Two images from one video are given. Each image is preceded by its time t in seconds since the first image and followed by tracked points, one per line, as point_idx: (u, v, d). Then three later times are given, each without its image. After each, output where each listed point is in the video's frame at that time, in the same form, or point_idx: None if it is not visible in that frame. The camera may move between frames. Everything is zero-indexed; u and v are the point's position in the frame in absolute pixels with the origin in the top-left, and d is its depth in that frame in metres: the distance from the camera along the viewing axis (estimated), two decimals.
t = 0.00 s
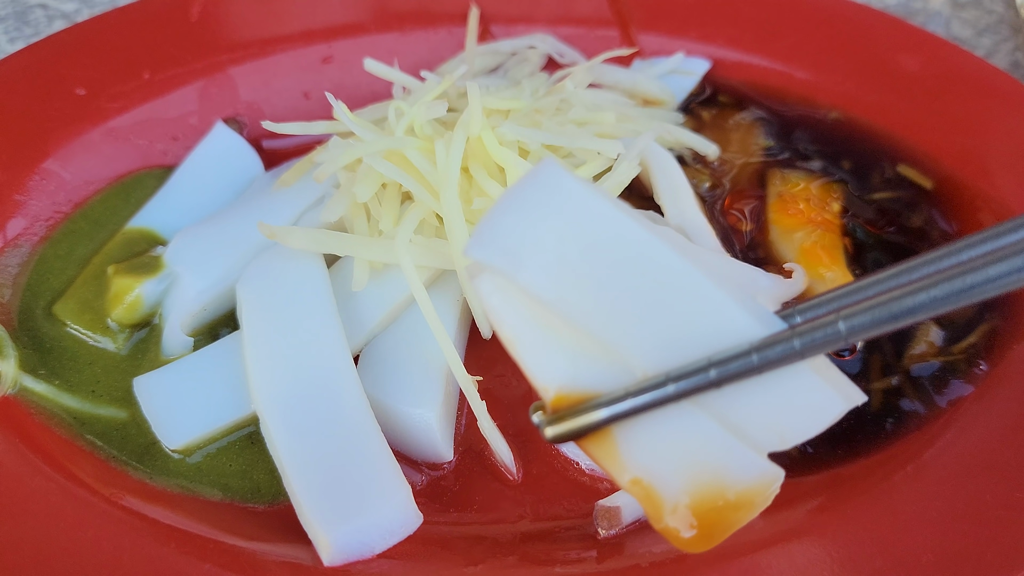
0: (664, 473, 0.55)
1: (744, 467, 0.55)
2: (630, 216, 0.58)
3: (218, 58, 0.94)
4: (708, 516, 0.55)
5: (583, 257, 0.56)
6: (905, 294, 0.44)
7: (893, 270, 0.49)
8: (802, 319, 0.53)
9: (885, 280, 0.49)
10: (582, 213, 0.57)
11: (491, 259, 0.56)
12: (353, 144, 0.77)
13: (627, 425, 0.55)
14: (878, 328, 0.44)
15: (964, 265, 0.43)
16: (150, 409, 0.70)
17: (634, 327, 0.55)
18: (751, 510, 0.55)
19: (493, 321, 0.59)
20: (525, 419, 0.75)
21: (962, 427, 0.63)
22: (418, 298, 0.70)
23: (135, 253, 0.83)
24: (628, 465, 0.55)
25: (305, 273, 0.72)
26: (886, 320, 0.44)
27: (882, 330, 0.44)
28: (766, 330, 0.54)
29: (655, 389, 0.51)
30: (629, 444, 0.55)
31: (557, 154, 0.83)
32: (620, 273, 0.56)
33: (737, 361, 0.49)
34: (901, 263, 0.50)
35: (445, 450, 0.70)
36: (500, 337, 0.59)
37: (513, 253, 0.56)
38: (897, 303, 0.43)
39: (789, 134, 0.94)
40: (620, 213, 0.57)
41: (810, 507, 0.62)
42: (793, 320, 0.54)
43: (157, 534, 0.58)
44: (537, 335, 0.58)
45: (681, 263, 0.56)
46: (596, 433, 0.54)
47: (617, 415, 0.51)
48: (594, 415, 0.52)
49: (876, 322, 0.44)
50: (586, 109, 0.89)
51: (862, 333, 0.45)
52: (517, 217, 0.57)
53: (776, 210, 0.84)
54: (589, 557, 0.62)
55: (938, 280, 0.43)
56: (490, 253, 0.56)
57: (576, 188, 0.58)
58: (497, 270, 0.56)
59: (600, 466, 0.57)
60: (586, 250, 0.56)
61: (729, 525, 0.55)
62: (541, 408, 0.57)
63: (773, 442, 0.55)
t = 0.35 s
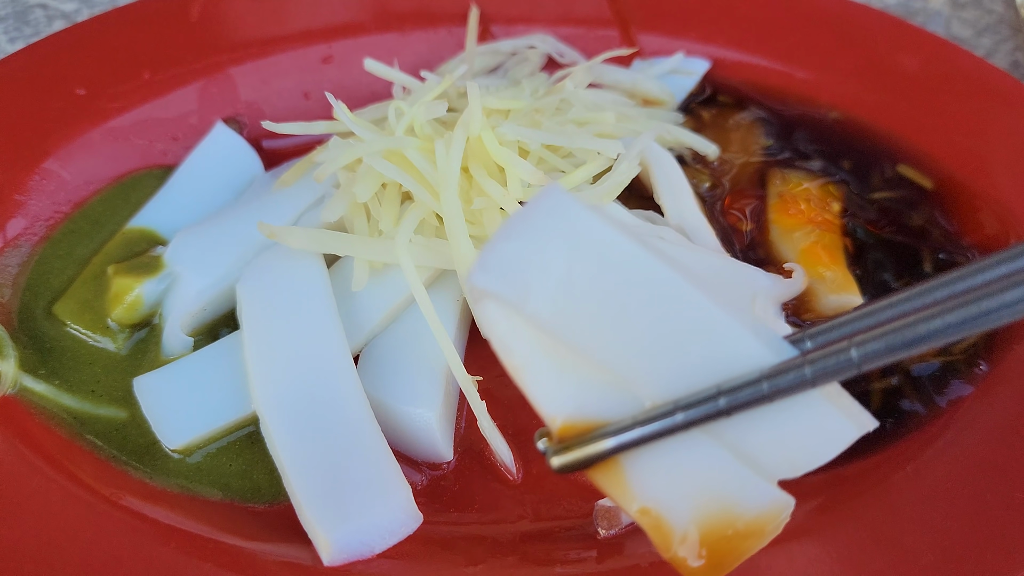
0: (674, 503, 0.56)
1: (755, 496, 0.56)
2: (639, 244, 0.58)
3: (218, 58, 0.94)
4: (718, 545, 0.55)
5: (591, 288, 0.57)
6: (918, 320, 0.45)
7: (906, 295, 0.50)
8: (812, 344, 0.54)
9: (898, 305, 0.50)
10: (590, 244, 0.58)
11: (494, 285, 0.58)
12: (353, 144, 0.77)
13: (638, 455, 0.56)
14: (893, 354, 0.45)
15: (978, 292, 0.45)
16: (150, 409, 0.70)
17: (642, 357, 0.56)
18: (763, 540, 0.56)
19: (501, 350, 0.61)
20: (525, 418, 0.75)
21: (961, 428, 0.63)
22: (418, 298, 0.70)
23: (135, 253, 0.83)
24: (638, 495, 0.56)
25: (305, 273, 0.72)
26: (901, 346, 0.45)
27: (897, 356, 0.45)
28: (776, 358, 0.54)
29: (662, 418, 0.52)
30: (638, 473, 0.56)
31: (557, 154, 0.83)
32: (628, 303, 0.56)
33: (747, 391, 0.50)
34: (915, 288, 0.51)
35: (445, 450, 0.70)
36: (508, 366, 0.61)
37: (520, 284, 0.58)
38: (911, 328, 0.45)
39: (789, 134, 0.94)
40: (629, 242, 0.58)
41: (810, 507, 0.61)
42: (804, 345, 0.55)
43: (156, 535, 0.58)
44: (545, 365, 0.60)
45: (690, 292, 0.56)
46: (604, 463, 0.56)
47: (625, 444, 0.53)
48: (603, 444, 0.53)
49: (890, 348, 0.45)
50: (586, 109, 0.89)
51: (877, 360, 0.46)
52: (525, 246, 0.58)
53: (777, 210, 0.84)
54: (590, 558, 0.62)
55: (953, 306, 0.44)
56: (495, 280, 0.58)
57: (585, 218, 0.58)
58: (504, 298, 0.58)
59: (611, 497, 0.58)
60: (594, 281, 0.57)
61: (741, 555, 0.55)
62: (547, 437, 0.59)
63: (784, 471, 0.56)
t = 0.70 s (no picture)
0: (658, 519, 0.55)
1: (738, 511, 0.56)
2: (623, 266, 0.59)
3: (218, 59, 0.94)
4: (701, 561, 0.56)
5: (576, 311, 0.58)
6: (896, 339, 0.47)
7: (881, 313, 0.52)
8: (793, 361, 0.55)
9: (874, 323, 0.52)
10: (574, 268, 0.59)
11: (482, 304, 0.58)
12: (353, 144, 0.77)
13: (621, 472, 0.55)
14: (872, 373, 0.47)
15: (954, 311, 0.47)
16: (150, 409, 0.70)
17: (626, 378, 0.57)
18: (745, 555, 0.56)
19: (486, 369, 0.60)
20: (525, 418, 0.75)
21: (961, 428, 0.63)
22: (418, 298, 0.70)
23: (135, 253, 0.83)
24: (622, 510, 0.55)
25: (305, 273, 0.72)
26: (882, 364, 0.47)
27: (875, 375, 0.47)
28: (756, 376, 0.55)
29: (646, 436, 0.52)
30: (622, 488, 0.56)
31: (557, 154, 0.83)
32: (612, 324, 0.57)
33: (729, 409, 0.50)
34: (893, 306, 0.53)
35: (445, 450, 0.70)
36: (494, 385, 0.60)
37: (505, 306, 0.58)
38: (891, 346, 0.47)
39: (789, 134, 0.94)
40: (613, 265, 0.59)
41: (810, 507, 0.62)
42: (784, 362, 0.56)
43: (156, 535, 0.58)
44: (530, 384, 0.59)
45: (673, 313, 0.57)
46: (588, 480, 0.55)
47: (609, 462, 0.53)
48: (587, 463, 0.53)
49: (870, 366, 0.47)
50: (586, 108, 0.89)
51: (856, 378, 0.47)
52: (512, 269, 0.59)
53: (778, 210, 0.84)
54: (590, 557, 0.62)
55: (930, 325, 0.46)
56: (482, 301, 0.58)
57: (569, 241, 0.60)
58: (490, 319, 0.58)
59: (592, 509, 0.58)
60: (578, 304, 0.58)
61: (722, 570, 0.56)
62: (534, 454, 0.59)
63: (765, 485, 0.57)
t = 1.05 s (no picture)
0: (666, 535, 0.55)
1: (746, 527, 0.56)
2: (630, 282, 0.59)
3: (218, 59, 0.95)
4: None
5: (582, 330, 0.59)
6: (906, 358, 0.46)
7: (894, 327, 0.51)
8: (803, 376, 0.55)
9: (887, 336, 0.51)
10: (581, 287, 0.60)
11: (487, 323, 0.59)
12: (353, 144, 0.77)
13: (629, 489, 0.56)
14: (883, 390, 0.46)
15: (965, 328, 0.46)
16: (150, 410, 0.70)
17: (633, 397, 0.57)
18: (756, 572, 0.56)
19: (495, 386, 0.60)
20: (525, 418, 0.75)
21: (962, 428, 0.63)
22: (418, 298, 0.70)
23: (135, 253, 0.83)
24: (630, 527, 0.56)
25: (305, 273, 0.72)
26: (892, 382, 0.46)
27: (887, 392, 0.46)
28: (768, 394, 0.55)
29: (656, 453, 0.53)
30: (629, 505, 0.56)
31: (557, 154, 0.83)
32: (619, 343, 0.58)
33: (741, 426, 0.51)
34: (905, 320, 0.52)
35: (445, 450, 0.70)
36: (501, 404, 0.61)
37: (511, 326, 0.59)
38: (900, 365, 0.46)
39: (789, 134, 0.94)
40: (620, 283, 0.59)
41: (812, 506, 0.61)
42: (796, 376, 0.56)
43: (155, 535, 0.58)
44: (536, 404, 0.59)
45: (678, 331, 0.58)
46: (597, 497, 0.56)
47: (617, 479, 0.54)
48: (596, 479, 0.54)
49: (882, 385, 0.46)
50: (586, 108, 0.89)
51: (868, 395, 0.47)
52: (520, 290, 0.60)
53: (779, 211, 0.83)
54: (591, 557, 0.62)
55: (941, 343, 0.46)
56: (485, 318, 0.59)
57: (576, 260, 0.60)
58: (493, 335, 0.58)
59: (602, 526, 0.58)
60: (585, 323, 0.59)
61: None
62: (541, 469, 0.61)
63: (774, 501, 0.57)
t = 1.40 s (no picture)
0: (675, 531, 0.55)
1: (755, 523, 0.56)
2: (638, 275, 0.60)
3: (218, 59, 0.95)
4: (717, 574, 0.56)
5: (592, 322, 0.58)
6: (920, 354, 0.48)
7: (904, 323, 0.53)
8: (814, 372, 0.55)
9: (898, 332, 0.52)
10: (591, 280, 0.59)
11: (495, 317, 0.57)
12: (353, 144, 0.77)
13: (636, 486, 0.56)
14: (898, 386, 0.47)
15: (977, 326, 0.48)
16: (150, 410, 0.70)
17: (643, 391, 0.57)
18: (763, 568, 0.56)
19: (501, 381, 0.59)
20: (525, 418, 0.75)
21: (962, 428, 0.63)
22: (417, 297, 0.70)
23: (135, 253, 0.83)
24: (640, 524, 0.56)
25: (305, 273, 0.72)
26: (906, 378, 0.47)
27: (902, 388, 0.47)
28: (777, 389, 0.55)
29: (666, 449, 0.53)
30: (638, 500, 0.56)
31: (557, 154, 0.83)
32: (630, 336, 0.58)
33: (751, 423, 0.51)
34: (912, 319, 0.53)
35: (445, 450, 0.70)
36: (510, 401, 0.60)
37: (522, 317, 0.58)
38: (915, 360, 0.47)
39: (789, 134, 0.94)
40: (629, 275, 0.59)
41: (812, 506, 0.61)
42: (805, 372, 0.56)
43: (155, 535, 0.58)
44: (544, 397, 0.59)
45: (688, 324, 0.58)
46: (606, 493, 0.56)
47: (626, 475, 0.54)
48: (604, 476, 0.54)
49: (895, 381, 0.47)
50: (586, 108, 0.89)
51: (882, 391, 0.48)
52: (531, 282, 0.59)
53: (778, 211, 0.83)
54: (591, 557, 0.62)
55: (954, 339, 0.47)
56: (495, 313, 0.57)
57: (585, 254, 0.60)
58: (499, 329, 0.57)
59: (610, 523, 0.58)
60: (596, 316, 0.58)
61: None
62: (548, 465, 0.61)
63: (785, 498, 0.57)
